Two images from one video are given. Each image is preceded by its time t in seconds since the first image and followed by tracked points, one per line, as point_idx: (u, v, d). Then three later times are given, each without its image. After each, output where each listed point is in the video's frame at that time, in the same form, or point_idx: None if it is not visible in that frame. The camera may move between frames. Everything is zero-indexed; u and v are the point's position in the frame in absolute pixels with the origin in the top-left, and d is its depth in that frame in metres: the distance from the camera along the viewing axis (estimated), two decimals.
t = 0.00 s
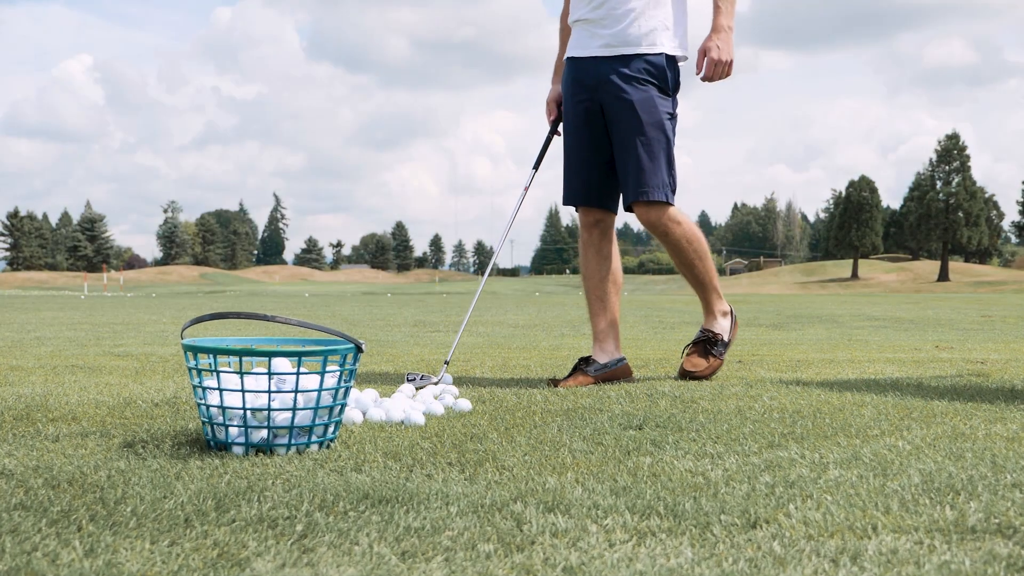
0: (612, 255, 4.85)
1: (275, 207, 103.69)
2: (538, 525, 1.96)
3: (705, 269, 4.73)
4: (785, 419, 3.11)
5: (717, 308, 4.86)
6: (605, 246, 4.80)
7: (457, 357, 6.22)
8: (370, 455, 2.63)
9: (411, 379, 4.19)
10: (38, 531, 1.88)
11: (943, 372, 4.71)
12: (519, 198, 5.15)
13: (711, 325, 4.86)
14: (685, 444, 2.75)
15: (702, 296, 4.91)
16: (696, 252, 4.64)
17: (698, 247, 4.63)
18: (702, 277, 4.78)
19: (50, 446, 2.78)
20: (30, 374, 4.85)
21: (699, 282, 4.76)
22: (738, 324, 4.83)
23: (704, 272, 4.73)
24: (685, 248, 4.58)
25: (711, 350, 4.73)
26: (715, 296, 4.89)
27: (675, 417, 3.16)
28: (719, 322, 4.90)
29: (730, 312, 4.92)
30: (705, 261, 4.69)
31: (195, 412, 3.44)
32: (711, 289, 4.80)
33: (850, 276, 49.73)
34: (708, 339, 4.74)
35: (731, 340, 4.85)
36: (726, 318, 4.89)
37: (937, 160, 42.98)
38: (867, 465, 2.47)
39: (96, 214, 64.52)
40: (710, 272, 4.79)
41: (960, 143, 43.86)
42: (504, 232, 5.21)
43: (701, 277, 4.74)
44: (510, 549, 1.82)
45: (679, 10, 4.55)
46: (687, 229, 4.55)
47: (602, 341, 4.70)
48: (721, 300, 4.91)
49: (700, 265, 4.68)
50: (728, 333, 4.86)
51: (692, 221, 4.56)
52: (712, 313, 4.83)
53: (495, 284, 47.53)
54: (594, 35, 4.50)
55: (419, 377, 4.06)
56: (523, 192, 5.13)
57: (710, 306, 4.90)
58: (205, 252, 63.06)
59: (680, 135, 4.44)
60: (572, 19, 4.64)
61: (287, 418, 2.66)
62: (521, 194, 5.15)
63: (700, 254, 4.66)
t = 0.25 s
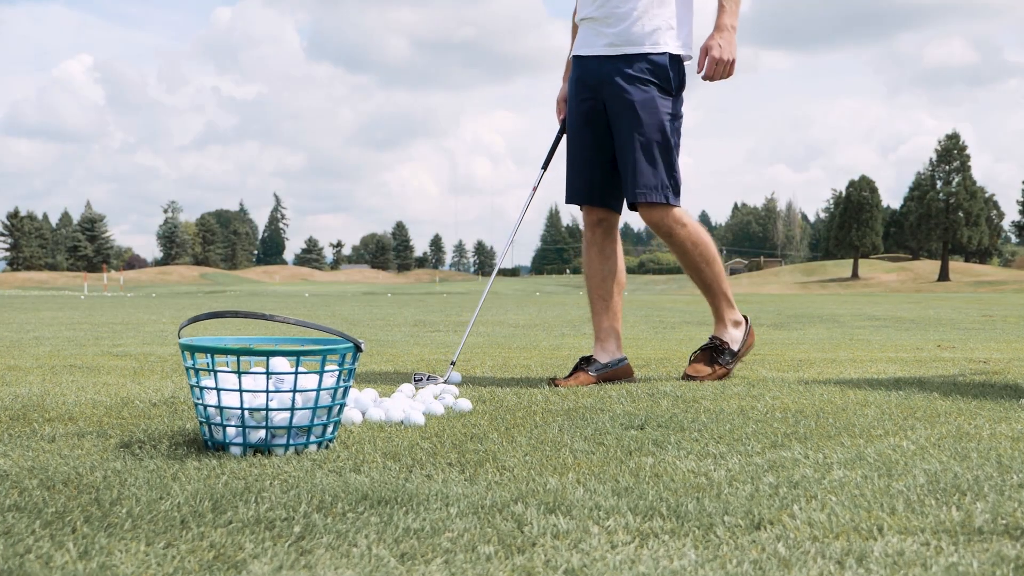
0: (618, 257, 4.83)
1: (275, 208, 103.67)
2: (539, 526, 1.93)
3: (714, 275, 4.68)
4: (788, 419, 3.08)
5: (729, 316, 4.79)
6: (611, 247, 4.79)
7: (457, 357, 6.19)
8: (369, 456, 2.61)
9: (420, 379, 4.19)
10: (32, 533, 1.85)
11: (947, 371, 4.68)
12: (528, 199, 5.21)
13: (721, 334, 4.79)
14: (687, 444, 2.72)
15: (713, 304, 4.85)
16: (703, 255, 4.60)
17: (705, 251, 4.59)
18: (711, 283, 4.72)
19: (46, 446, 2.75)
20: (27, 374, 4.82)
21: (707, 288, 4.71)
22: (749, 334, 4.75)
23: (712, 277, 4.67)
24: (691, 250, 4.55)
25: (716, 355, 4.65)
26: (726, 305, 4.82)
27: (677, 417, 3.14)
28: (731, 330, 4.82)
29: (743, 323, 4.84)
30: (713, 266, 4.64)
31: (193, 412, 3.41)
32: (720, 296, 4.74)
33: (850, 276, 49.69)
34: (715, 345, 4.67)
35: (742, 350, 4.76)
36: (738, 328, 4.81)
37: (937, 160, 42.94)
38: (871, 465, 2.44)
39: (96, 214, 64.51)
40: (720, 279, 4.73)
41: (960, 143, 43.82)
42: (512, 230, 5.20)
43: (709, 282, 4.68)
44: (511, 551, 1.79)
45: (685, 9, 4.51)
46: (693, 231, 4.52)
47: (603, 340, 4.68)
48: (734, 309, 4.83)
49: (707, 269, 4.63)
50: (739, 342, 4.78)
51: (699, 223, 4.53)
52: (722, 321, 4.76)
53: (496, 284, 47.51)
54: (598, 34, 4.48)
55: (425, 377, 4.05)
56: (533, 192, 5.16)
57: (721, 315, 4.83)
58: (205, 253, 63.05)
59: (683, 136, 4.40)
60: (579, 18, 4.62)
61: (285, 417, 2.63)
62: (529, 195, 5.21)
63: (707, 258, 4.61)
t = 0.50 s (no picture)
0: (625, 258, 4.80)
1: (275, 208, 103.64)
2: (539, 527, 1.91)
3: (726, 281, 4.60)
4: (791, 419, 3.05)
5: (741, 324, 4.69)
6: (618, 247, 4.77)
7: (458, 356, 6.16)
8: (368, 456, 2.58)
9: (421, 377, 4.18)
10: (25, 535, 1.82)
11: (950, 371, 4.65)
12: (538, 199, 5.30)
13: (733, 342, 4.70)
14: (689, 444, 2.70)
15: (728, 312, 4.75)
16: (714, 260, 4.53)
17: (716, 255, 4.52)
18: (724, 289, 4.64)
19: (41, 446, 2.73)
20: (24, 374, 4.79)
21: (719, 294, 4.63)
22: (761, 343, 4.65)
23: (724, 283, 4.59)
24: (700, 253, 4.48)
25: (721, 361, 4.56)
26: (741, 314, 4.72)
27: (679, 417, 3.11)
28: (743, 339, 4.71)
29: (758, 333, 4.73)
30: (725, 272, 4.57)
31: (191, 412, 3.38)
32: (733, 303, 4.65)
33: (850, 276, 49.65)
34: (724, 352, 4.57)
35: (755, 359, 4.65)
36: (751, 338, 4.70)
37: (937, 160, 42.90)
38: (876, 466, 2.41)
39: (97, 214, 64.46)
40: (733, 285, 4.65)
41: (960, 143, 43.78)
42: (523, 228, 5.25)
43: (721, 288, 4.60)
44: (511, 553, 1.76)
45: (695, 6, 4.44)
46: (703, 234, 4.46)
47: (604, 339, 4.66)
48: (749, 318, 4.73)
49: (718, 275, 4.56)
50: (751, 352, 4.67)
51: (710, 227, 4.47)
52: (734, 329, 4.67)
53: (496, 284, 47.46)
54: (605, 34, 4.45)
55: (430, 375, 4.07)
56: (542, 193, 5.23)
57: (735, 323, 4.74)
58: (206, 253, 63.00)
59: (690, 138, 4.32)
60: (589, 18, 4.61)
61: (283, 417, 2.60)
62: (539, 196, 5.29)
63: (718, 262, 4.54)
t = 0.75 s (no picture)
0: (632, 259, 4.77)
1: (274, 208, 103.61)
2: (540, 529, 1.87)
3: (736, 285, 4.54)
4: (794, 419, 3.02)
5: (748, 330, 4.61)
6: (626, 247, 4.74)
7: (458, 356, 6.13)
8: (365, 456, 2.55)
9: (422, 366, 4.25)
10: (15, 538, 1.79)
11: (953, 370, 4.62)
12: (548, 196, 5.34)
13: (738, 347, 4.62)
14: (691, 444, 2.66)
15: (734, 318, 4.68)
16: (725, 262, 4.48)
17: (727, 257, 4.47)
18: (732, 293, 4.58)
19: (34, 447, 2.69)
20: (20, 373, 4.76)
21: (728, 297, 4.57)
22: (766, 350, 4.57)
23: (733, 287, 4.53)
24: (713, 253, 4.43)
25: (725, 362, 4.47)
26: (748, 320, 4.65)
27: (681, 417, 3.08)
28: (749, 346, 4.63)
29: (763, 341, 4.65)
30: (736, 275, 4.51)
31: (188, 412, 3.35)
32: (741, 308, 4.58)
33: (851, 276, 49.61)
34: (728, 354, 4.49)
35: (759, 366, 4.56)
36: (756, 345, 4.62)
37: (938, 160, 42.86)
38: (881, 466, 2.38)
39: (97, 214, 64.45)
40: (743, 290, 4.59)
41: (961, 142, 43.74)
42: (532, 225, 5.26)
43: (730, 292, 4.54)
44: (511, 556, 1.73)
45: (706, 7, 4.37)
46: (717, 234, 4.41)
47: (606, 339, 4.62)
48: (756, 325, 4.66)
49: (728, 277, 4.51)
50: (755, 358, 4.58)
51: (724, 228, 4.42)
52: (739, 334, 4.59)
53: (496, 284, 47.43)
54: (617, 36, 4.43)
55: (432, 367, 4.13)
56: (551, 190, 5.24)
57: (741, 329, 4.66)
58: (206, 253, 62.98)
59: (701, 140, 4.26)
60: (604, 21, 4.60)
61: (279, 417, 2.57)
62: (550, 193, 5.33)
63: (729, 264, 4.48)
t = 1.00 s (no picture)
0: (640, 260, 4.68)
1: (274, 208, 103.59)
2: (539, 532, 1.84)
3: (741, 289, 4.51)
4: (797, 419, 2.99)
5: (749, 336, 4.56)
6: (634, 248, 4.64)
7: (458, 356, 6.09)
8: (363, 458, 2.51)
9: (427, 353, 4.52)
10: (4, 542, 1.75)
11: (956, 370, 4.58)
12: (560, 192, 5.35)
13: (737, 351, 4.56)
14: (692, 446, 2.63)
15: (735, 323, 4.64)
16: (732, 265, 4.45)
17: (735, 260, 4.44)
18: (736, 296, 4.55)
19: (28, 448, 2.66)
20: (16, 374, 4.73)
21: (731, 301, 4.53)
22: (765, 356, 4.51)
23: (738, 290, 4.50)
24: (722, 255, 4.41)
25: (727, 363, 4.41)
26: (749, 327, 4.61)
27: (682, 418, 3.04)
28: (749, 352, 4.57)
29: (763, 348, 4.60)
30: (742, 279, 4.48)
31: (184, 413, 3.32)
32: (744, 313, 4.54)
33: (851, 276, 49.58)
34: (728, 356, 4.43)
35: (757, 371, 4.50)
36: (756, 352, 4.56)
37: (938, 161, 42.84)
38: (885, 468, 2.34)
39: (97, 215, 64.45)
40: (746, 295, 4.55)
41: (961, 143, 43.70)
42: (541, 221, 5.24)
43: (734, 295, 4.51)
44: (510, 560, 1.70)
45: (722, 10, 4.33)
46: (728, 236, 4.40)
47: (607, 339, 4.56)
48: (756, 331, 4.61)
49: (734, 280, 4.48)
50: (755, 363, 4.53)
51: (736, 231, 4.41)
52: (740, 338, 4.54)
53: (496, 285, 47.45)
54: (633, 38, 4.42)
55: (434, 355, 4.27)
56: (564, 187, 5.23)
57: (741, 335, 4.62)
58: (206, 254, 62.98)
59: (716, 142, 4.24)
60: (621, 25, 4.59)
61: (276, 418, 2.53)
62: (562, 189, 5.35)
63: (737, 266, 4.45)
